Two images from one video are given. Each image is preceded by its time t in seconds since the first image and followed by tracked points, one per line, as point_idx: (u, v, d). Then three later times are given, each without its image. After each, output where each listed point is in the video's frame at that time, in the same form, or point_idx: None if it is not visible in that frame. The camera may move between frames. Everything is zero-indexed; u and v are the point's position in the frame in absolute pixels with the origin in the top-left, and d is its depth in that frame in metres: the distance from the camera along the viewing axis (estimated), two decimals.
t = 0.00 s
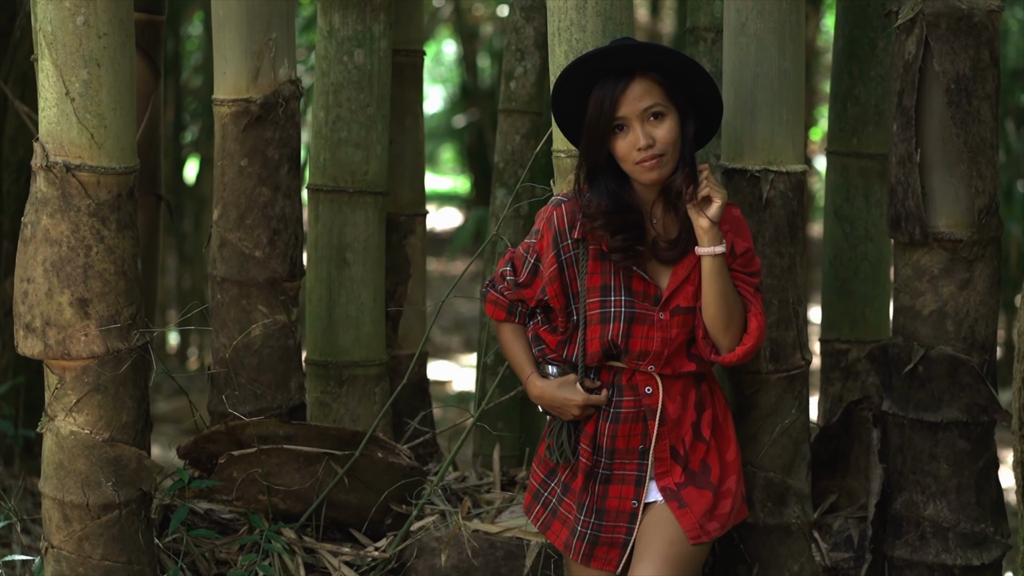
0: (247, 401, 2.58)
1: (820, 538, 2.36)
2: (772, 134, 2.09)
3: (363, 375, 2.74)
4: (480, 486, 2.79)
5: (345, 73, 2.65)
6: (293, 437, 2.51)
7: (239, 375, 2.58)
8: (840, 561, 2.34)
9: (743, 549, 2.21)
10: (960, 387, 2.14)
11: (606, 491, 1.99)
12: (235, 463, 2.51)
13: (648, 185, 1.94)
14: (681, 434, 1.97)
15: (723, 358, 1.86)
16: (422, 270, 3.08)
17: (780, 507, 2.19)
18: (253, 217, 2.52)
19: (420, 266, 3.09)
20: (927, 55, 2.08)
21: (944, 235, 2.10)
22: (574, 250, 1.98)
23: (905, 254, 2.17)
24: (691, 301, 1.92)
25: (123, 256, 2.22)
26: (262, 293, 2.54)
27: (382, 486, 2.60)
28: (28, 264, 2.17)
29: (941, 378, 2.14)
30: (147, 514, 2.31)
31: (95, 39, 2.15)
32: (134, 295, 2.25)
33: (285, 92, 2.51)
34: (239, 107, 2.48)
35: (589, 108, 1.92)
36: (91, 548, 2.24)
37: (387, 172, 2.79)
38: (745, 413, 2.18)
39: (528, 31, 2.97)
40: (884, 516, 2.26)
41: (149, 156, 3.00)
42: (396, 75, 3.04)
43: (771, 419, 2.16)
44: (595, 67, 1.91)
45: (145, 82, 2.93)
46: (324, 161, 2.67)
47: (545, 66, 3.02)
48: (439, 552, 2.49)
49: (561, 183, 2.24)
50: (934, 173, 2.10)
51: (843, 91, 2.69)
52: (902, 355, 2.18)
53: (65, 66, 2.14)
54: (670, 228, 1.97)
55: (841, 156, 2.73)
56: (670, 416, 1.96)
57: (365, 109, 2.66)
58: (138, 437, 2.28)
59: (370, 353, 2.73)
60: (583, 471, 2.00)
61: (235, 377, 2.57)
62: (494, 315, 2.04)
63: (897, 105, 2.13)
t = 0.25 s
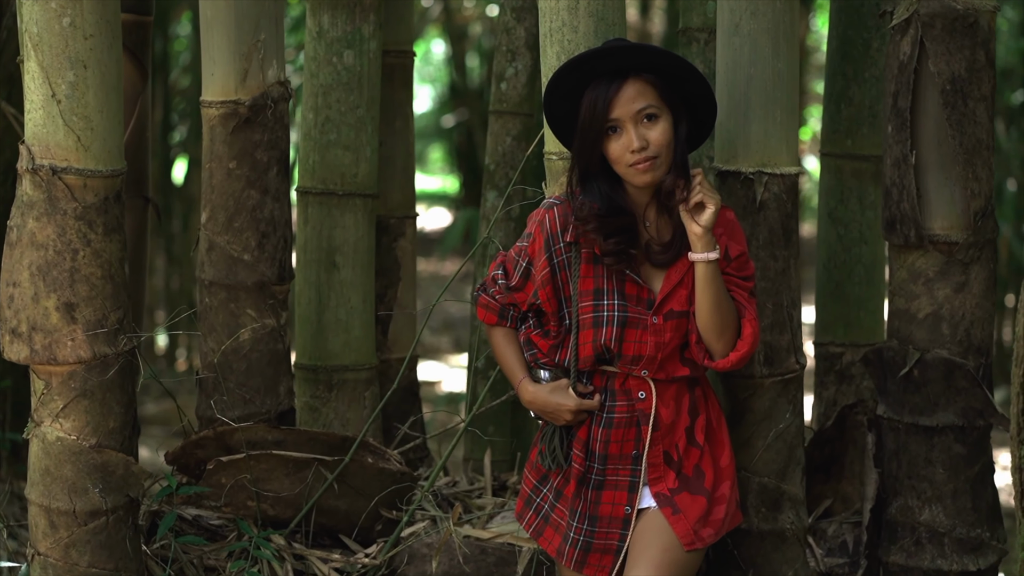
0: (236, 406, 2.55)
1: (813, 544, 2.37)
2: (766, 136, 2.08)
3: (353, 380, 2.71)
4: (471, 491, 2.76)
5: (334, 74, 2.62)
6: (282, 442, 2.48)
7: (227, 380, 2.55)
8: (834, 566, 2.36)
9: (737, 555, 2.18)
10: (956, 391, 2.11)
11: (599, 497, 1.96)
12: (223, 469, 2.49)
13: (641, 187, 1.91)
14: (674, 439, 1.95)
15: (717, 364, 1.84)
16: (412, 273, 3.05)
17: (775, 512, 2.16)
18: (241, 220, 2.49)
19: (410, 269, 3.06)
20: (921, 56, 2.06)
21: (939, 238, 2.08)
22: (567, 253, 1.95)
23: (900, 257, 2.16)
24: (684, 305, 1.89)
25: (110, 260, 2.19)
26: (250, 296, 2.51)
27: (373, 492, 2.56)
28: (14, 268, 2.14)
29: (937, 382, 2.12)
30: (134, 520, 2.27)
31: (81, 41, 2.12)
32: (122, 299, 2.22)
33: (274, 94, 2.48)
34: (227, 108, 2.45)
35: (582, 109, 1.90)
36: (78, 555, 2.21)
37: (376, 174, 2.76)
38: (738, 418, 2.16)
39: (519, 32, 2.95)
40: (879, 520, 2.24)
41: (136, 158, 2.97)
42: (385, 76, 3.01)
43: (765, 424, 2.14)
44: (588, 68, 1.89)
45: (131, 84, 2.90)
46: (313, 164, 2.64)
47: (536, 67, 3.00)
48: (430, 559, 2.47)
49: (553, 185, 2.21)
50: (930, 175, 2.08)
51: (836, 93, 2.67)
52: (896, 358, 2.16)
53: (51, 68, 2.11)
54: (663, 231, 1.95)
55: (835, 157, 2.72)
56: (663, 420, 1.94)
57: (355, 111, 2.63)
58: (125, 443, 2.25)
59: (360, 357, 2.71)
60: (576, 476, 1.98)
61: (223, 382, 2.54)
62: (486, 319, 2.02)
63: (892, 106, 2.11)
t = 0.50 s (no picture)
0: (225, 410, 2.52)
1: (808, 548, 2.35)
2: (760, 138, 2.06)
3: (343, 384, 2.69)
4: (462, 496, 2.74)
5: (325, 76, 2.60)
6: (273, 447, 2.46)
7: (216, 384, 2.52)
8: (829, 571, 2.34)
9: (731, 560, 2.17)
10: (951, 395, 2.10)
11: (592, 503, 1.94)
12: (212, 474, 2.46)
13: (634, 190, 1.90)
14: (668, 444, 1.93)
15: (711, 370, 1.82)
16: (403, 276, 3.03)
17: (769, 518, 2.15)
18: (231, 223, 2.46)
19: (401, 271, 3.04)
20: (917, 57, 2.04)
21: (934, 241, 2.07)
22: (559, 257, 1.93)
23: (895, 260, 2.14)
24: (678, 309, 1.87)
25: (99, 264, 2.16)
26: (240, 300, 2.48)
27: (363, 497, 2.54)
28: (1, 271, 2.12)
29: (932, 386, 2.11)
30: (123, 526, 2.24)
31: (69, 42, 2.10)
32: (110, 303, 2.20)
33: (264, 96, 2.45)
34: (216, 110, 2.42)
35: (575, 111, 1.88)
36: (66, 562, 2.18)
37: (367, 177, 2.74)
38: (732, 422, 2.14)
39: (510, 33, 2.93)
40: (873, 525, 2.22)
41: (124, 160, 2.94)
42: (376, 77, 2.99)
43: (759, 429, 2.13)
44: (581, 70, 1.87)
45: (119, 85, 2.87)
46: (302, 166, 2.62)
47: (528, 68, 2.98)
48: (422, 565, 2.44)
49: (546, 188, 2.19)
50: (925, 177, 2.06)
51: (830, 94, 2.65)
52: (891, 362, 2.14)
53: (38, 70, 2.08)
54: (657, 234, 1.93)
55: (830, 159, 2.70)
56: (657, 425, 1.92)
57: (345, 113, 2.61)
58: (114, 449, 2.22)
59: (350, 361, 2.68)
60: (568, 482, 1.96)
61: (212, 387, 2.52)
62: (477, 323, 1.99)
63: (887, 108, 2.10)
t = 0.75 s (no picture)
0: (214, 415, 2.49)
1: (802, 554, 2.34)
2: (754, 140, 2.04)
3: (333, 389, 2.66)
4: (453, 501, 2.72)
5: (314, 77, 2.57)
6: (262, 452, 2.43)
7: (205, 389, 2.49)
8: None
9: (725, 566, 2.14)
10: (946, 399, 2.08)
11: (585, 509, 1.92)
12: (202, 480, 2.43)
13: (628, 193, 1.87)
14: (661, 449, 1.91)
15: (703, 377, 1.80)
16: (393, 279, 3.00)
17: (763, 523, 2.13)
18: (219, 226, 2.44)
19: (391, 274, 3.02)
20: (912, 58, 2.03)
21: (930, 243, 2.05)
22: (552, 260, 1.91)
23: (889, 263, 2.12)
24: (672, 314, 1.85)
25: (87, 268, 2.15)
26: (229, 304, 2.45)
27: (354, 503, 2.50)
28: None
29: (927, 390, 2.09)
30: (112, 533, 2.20)
31: (56, 43, 2.07)
32: (97, 307, 2.18)
33: (253, 97, 2.43)
34: (205, 112, 2.40)
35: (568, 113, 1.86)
36: (52, 570, 2.14)
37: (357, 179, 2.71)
38: (726, 427, 2.12)
39: (502, 34, 2.91)
40: (868, 531, 2.21)
41: (111, 162, 2.91)
42: (366, 79, 2.97)
43: (753, 434, 2.11)
44: (574, 71, 1.85)
45: (106, 86, 2.84)
46: (292, 168, 2.59)
47: (519, 69, 2.96)
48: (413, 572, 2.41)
49: (537, 191, 2.16)
50: (920, 180, 2.05)
51: (824, 95, 2.64)
52: (886, 366, 2.13)
53: (24, 72, 2.06)
54: (650, 238, 1.91)
55: (824, 161, 2.68)
56: (650, 430, 1.90)
57: (334, 115, 2.58)
58: (101, 455, 2.19)
59: (340, 365, 2.66)
60: (561, 488, 1.93)
61: (201, 392, 2.49)
62: (469, 327, 1.97)
63: (882, 110, 2.08)
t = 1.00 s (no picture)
0: (200, 421, 2.46)
1: (794, 561, 2.32)
2: (746, 143, 2.02)
3: (321, 394, 2.63)
4: (441, 507, 2.69)
5: (301, 79, 2.54)
6: (248, 459, 2.40)
7: (191, 395, 2.46)
8: None
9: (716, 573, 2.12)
10: (940, 404, 2.07)
11: (576, 516, 1.89)
12: (188, 486, 2.40)
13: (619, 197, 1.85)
14: (653, 455, 1.88)
15: (693, 388, 1.79)
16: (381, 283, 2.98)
17: (756, 530, 2.11)
18: (205, 229, 2.40)
19: (379, 278, 2.99)
20: (905, 60, 2.01)
21: (923, 247, 2.03)
22: (542, 265, 1.88)
23: (882, 267, 2.10)
24: (664, 320, 1.83)
25: (70, 272, 2.13)
26: (215, 308, 2.42)
27: (341, 510, 2.47)
28: None
29: (920, 395, 2.07)
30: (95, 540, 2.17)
31: (40, 44, 2.06)
32: (82, 312, 2.15)
33: (239, 99, 2.40)
34: (190, 114, 2.37)
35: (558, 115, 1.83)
36: None
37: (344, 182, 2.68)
38: (718, 433, 2.10)
39: (490, 35, 2.88)
40: (861, 536, 2.19)
41: (95, 164, 2.87)
42: (353, 80, 2.94)
43: (745, 439, 2.09)
44: (565, 72, 1.82)
45: (90, 88, 2.80)
46: (278, 171, 2.56)
47: (507, 71, 2.93)
48: None
49: (528, 194, 2.14)
50: (913, 183, 2.03)
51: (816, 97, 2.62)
52: (879, 371, 2.11)
53: (8, 74, 2.04)
54: (641, 243, 1.89)
55: (816, 164, 2.66)
56: (642, 437, 1.87)
57: (321, 117, 2.56)
58: (85, 462, 2.17)
59: (328, 370, 2.63)
60: (552, 495, 1.89)
61: (187, 397, 2.45)
62: (458, 332, 1.94)
63: (874, 112, 2.07)
